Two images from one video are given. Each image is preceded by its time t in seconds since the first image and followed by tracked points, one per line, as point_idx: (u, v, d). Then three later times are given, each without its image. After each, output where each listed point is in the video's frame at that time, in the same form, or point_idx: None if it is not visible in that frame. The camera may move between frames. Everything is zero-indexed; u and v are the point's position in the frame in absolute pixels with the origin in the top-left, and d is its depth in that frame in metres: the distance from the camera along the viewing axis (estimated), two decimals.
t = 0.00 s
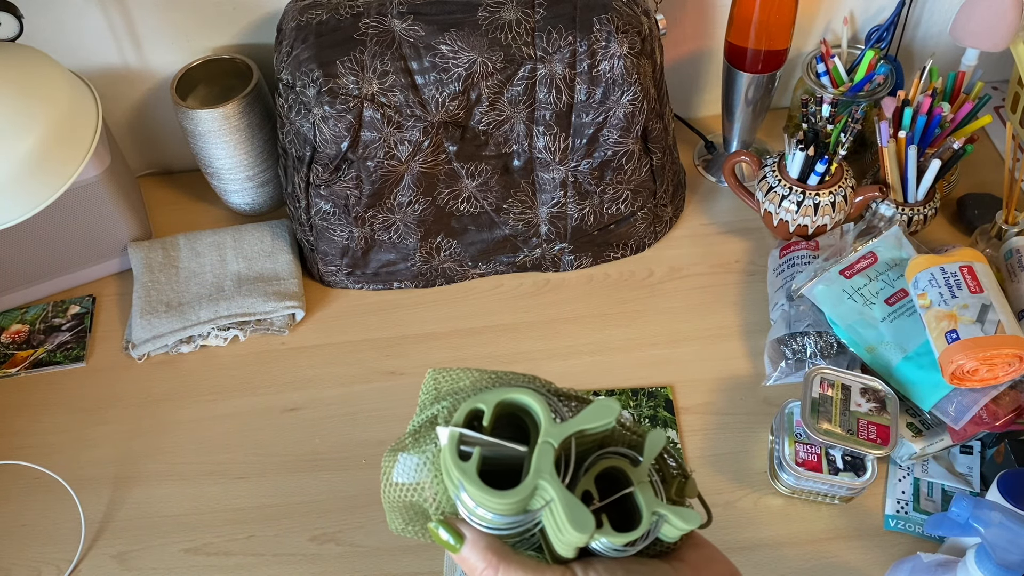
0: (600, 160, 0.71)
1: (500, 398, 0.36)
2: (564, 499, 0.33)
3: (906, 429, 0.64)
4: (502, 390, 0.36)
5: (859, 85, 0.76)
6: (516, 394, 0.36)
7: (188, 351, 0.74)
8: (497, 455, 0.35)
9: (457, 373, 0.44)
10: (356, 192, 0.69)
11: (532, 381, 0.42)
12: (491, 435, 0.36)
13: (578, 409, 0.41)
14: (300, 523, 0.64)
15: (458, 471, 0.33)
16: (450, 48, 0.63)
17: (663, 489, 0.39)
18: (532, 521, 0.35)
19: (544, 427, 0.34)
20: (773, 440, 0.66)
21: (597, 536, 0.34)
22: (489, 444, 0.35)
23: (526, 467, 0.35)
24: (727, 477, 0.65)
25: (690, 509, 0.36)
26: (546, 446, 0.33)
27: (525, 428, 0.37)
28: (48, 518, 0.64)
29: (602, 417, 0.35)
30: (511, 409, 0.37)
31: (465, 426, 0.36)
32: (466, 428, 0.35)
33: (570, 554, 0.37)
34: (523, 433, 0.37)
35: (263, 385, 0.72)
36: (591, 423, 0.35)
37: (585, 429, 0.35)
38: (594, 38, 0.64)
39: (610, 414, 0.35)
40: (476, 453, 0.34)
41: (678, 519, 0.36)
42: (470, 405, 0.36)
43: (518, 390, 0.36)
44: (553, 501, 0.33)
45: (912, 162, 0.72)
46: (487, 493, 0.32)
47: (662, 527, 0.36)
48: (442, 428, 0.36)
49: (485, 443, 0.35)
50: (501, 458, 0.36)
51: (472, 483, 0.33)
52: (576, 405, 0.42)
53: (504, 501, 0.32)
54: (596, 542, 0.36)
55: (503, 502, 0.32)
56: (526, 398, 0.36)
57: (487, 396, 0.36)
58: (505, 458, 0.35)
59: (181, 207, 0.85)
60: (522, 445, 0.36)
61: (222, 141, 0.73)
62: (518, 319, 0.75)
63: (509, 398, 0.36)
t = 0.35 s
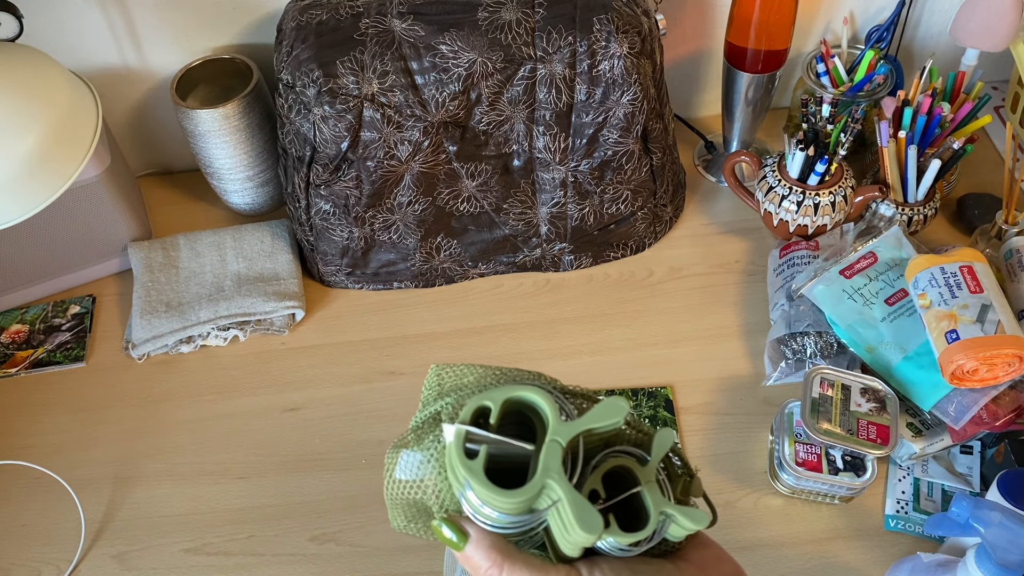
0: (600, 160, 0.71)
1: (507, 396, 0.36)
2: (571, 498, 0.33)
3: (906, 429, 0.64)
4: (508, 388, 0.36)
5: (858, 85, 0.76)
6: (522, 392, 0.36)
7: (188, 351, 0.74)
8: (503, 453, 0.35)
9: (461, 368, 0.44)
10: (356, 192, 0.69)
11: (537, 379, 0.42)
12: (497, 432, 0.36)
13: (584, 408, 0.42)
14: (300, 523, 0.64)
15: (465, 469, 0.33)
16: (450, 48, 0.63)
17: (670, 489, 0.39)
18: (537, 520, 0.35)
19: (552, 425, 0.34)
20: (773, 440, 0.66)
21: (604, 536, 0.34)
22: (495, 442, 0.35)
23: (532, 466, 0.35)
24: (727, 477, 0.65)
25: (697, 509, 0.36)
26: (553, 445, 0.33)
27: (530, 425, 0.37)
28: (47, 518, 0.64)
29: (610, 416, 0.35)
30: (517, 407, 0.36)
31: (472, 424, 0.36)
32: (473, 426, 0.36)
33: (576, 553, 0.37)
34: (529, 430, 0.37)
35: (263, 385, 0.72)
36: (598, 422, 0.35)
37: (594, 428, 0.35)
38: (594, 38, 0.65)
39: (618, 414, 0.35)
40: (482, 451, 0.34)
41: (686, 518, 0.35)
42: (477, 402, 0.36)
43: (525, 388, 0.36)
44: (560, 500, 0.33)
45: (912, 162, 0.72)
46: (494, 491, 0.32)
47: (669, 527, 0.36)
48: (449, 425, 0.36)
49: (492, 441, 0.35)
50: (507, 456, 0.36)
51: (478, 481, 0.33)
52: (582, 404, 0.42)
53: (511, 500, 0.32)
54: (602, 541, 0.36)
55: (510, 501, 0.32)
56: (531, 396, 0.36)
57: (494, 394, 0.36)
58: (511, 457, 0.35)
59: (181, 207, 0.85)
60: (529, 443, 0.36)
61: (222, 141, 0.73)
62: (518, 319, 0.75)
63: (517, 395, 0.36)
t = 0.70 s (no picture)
0: (600, 160, 0.71)
1: (505, 396, 0.36)
2: (566, 496, 0.33)
3: (906, 429, 0.64)
4: (505, 389, 0.36)
5: (859, 84, 0.76)
6: (519, 393, 0.36)
7: (188, 351, 0.74)
8: (500, 453, 0.35)
9: (460, 369, 0.44)
10: (356, 192, 0.69)
11: (534, 380, 0.42)
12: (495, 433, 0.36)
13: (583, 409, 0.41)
14: (300, 523, 0.64)
15: (463, 467, 0.33)
16: (450, 48, 0.63)
17: (664, 489, 0.39)
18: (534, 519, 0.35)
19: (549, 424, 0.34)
20: (773, 440, 0.66)
21: (598, 535, 0.35)
22: (492, 442, 0.35)
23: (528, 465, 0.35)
24: (727, 477, 0.65)
25: (691, 509, 0.36)
26: (550, 444, 0.33)
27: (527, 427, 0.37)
28: (48, 519, 0.64)
29: (607, 416, 0.35)
30: (515, 408, 0.37)
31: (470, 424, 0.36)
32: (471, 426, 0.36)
33: (570, 552, 0.37)
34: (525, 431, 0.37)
35: (263, 385, 0.72)
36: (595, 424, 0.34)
37: (590, 429, 0.34)
38: (594, 38, 0.65)
39: (614, 415, 0.35)
40: (480, 450, 0.34)
41: (680, 517, 0.35)
42: (474, 403, 0.36)
43: (522, 389, 0.36)
44: (556, 500, 0.33)
45: (912, 162, 0.72)
46: (491, 490, 0.32)
47: (663, 526, 0.36)
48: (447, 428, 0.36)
49: (489, 441, 0.35)
50: (504, 457, 0.36)
51: (475, 479, 0.33)
52: (579, 404, 0.42)
53: (506, 498, 0.32)
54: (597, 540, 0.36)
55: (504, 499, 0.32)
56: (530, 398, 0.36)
57: (491, 395, 0.36)
58: (508, 457, 0.35)
59: (181, 207, 0.85)
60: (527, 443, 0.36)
61: (221, 141, 0.73)
62: (518, 319, 0.75)
63: (516, 396, 0.36)
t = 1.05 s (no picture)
0: (600, 160, 0.71)
1: (513, 357, 0.36)
2: (589, 437, 0.33)
3: (906, 429, 0.64)
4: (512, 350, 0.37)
5: (859, 84, 0.76)
6: (527, 351, 0.36)
7: (188, 351, 0.74)
8: (517, 416, 0.35)
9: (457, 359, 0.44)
10: (356, 192, 0.69)
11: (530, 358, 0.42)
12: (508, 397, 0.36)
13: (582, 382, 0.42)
14: (300, 523, 0.64)
15: (483, 427, 0.33)
16: (450, 48, 0.63)
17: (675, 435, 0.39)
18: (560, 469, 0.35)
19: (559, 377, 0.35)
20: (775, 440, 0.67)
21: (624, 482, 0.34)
22: (508, 404, 0.35)
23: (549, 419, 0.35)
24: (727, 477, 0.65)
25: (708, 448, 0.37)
26: (564, 394, 0.34)
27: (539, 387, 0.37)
28: (47, 518, 0.64)
29: (611, 361, 0.36)
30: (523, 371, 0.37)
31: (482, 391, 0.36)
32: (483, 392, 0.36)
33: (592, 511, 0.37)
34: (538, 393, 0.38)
35: (263, 386, 0.72)
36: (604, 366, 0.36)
37: (600, 372, 0.36)
38: (594, 38, 0.64)
39: (620, 356, 0.36)
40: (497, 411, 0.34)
41: (705, 457, 0.36)
42: (483, 367, 0.36)
43: (528, 348, 0.37)
44: (582, 444, 0.33)
45: (912, 162, 0.72)
46: (514, 444, 0.32)
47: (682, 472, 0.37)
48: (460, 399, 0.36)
49: (505, 403, 0.35)
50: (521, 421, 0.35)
51: (497, 437, 0.33)
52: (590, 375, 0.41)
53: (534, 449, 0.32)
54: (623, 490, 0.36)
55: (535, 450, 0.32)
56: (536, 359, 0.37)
57: (499, 357, 0.36)
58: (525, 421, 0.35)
59: (180, 207, 0.85)
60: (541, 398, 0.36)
61: (221, 140, 0.72)
62: (518, 319, 0.75)
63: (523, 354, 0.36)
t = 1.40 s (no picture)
0: (600, 159, 0.71)
1: (510, 353, 0.37)
2: (593, 428, 0.34)
3: (907, 429, 0.64)
4: (509, 346, 0.38)
5: (859, 84, 0.76)
6: (523, 347, 0.38)
7: (187, 351, 0.74)
8: (516, 411, 0.36)
9: (443, 367, 0.46)
10: (356, 192, 0.69)
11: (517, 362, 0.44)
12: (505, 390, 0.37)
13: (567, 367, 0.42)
14: (300, 523, 0.63)
15: (487, 423, 0.34)
16: (450, 48, 0.63)
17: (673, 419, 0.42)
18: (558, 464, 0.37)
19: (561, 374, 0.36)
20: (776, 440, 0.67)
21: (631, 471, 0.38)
22: (507, 399, 0.36)
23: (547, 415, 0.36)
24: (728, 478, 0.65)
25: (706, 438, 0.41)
26: (565, 386, 0.35)
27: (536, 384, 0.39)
28: (48, 518, 0.64)
29: (608, 353, 0.37)
30: (519, 367, 0.38)
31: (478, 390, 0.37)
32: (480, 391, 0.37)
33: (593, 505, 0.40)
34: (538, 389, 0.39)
35: (263, 386, 0.72)
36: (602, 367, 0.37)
37: (598, 365, 0.37)
38: (594, 38, 0.64)
39: (617, 348, 0.37)
40: (498, 405, 0.35)
41: (703, 446, 0.40)
42: (482, 364, 0.37)
43: (524, 344, 0.38)
44: (585, 434, 0.35)
45: (912, 162, 0.72)
46: (519, 438, 0.33)
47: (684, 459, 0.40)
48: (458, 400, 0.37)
49: (505, 398, 0.36)
50: (520, 417, 0.36)
51: (501, 431, 0.34)
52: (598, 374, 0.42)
53: (537, 442, 0.33)
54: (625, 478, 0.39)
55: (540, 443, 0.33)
56: (530, 358, 0.38)
57: (497, 354, 0.37)
58: (523, 416, 0.36)
59: (180, 207, 0.85)
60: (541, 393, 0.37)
61: (221, 140, 0.72)
62: (518, 319, 0.75)
63: (520, 351, 0.38)
